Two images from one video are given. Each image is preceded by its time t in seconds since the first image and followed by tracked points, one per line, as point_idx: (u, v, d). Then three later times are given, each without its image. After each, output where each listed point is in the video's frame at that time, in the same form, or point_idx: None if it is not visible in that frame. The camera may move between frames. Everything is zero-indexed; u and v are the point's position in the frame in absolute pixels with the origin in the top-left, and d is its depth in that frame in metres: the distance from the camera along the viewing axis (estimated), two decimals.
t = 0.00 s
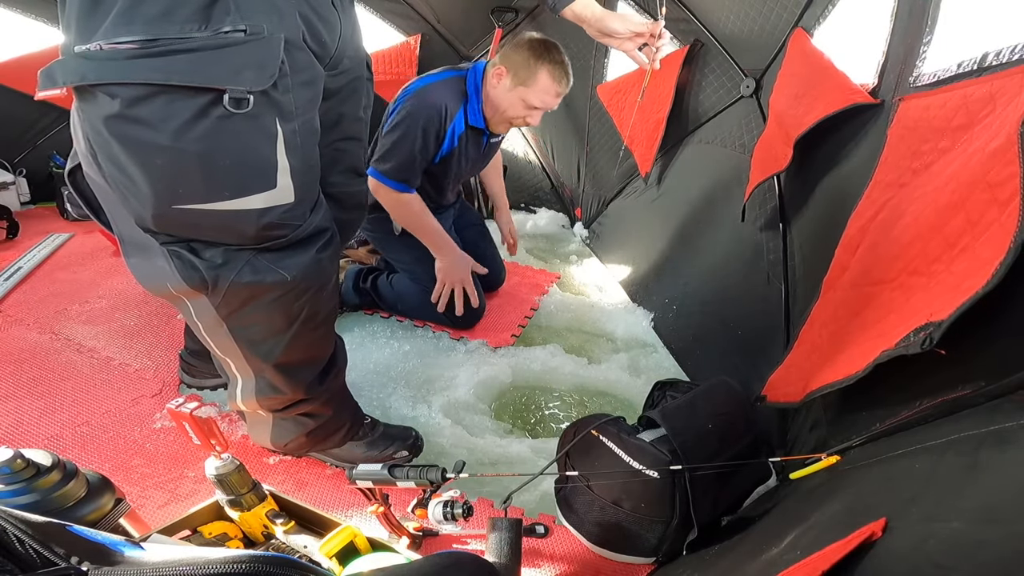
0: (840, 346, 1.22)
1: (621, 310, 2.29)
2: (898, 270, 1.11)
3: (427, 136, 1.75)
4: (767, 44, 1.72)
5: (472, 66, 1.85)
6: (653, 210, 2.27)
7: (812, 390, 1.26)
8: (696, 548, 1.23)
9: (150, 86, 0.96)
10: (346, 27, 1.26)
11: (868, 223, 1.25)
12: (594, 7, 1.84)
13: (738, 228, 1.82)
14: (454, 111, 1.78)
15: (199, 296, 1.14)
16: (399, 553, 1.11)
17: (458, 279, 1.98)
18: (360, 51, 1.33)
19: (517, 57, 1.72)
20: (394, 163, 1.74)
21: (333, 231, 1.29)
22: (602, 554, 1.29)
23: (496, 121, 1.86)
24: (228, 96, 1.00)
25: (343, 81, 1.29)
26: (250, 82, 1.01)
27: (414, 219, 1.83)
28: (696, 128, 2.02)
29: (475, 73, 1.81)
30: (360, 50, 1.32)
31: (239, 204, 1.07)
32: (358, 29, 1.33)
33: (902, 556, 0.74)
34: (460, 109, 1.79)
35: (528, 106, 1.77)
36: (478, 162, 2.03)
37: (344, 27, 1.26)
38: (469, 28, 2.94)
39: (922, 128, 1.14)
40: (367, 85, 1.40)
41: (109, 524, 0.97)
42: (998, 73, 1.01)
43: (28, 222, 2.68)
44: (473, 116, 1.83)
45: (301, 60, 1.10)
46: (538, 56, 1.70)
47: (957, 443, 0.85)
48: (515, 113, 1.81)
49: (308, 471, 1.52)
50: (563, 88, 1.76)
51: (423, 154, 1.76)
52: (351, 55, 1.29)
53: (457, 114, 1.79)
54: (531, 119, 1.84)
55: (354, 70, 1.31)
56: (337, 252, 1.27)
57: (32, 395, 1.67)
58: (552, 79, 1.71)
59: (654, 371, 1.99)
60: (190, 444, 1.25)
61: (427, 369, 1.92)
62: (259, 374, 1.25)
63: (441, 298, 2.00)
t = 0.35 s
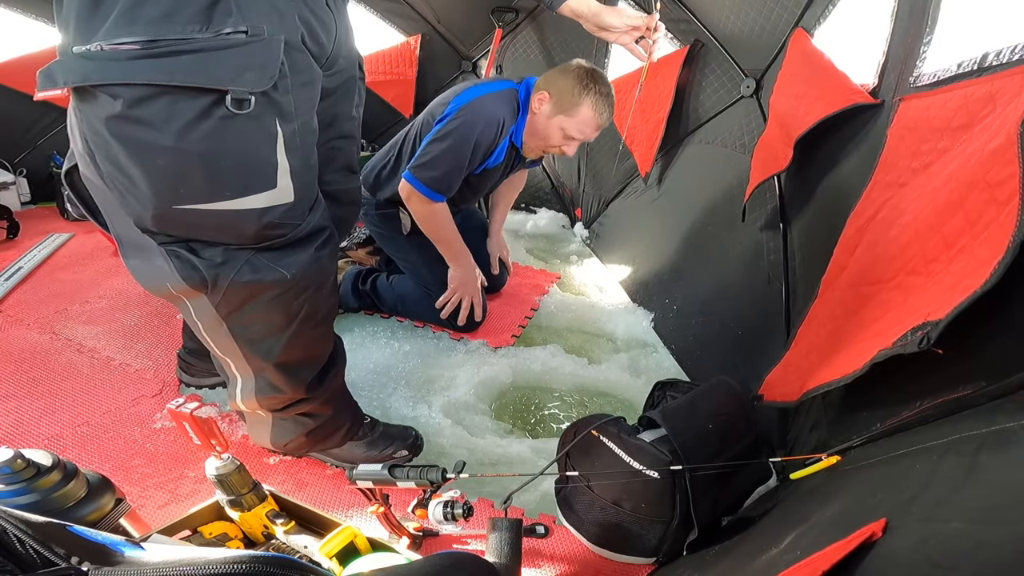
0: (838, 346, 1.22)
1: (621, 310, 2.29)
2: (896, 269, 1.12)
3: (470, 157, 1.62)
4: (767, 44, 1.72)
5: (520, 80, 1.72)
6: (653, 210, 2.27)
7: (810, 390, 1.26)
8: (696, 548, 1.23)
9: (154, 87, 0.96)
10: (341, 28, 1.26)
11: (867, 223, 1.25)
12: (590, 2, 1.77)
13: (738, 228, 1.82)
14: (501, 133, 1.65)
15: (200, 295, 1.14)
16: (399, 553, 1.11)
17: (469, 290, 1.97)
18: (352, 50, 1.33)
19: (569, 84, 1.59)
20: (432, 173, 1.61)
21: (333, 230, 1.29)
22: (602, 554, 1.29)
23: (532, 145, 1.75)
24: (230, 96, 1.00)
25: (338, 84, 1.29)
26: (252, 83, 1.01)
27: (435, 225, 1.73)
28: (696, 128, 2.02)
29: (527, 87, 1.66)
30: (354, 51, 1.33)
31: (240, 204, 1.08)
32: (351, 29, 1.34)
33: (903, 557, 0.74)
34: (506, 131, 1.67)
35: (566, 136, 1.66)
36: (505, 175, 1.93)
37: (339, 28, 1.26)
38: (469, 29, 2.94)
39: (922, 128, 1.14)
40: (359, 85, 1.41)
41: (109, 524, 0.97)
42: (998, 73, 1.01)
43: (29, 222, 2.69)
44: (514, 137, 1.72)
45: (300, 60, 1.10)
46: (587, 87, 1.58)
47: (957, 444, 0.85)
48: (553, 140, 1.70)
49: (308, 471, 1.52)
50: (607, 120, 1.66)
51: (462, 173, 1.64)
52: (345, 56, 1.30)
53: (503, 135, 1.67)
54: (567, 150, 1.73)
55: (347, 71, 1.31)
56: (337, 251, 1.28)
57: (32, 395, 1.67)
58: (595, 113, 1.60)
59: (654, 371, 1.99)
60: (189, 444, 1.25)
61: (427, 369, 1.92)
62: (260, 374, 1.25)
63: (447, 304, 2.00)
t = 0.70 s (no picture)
0: (841, 347, 1.22)
1: (621, 310, 2.28)
2: (899, 270, 1.12)
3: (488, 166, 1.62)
4: (767, 44, 1.72)
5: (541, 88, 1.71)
6: (653, 210, 2.27)
7: (812, 391, 1.25)
8: (696, 548, 1.23)
9: (154, 89, 0.96)
10: (341, 29, 1.26)
11: (868, 224, 1.25)
12: (590, 3, 1.77)
13: (739, 228, 1.82)
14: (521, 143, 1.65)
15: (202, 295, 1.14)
16: (399, 553, 1.11)
17: (472, 296, 1.98)
18: (350, 51, 1.32)
19: (594, 96, 1.58)
20: (447, 177, 1.59)
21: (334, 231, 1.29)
22: (602, 554, 1.29)
23: (548, 154, 1.75)
24: (231, 99, 1.00)
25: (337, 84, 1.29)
26: (253, 85, 1.01)
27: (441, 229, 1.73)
28: (696, 128, 2.02)
29: (549, 98, 1.66)
30: (352, 52, 1.32)
31: (244, 207, 1.08)
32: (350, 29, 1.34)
33: (903, 557, 0.74)
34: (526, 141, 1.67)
35: (583, 147, 1.66)
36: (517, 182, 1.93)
37: (339, 29, 1.26)
38: (469, 28, 2.94)
39: (922, 129, 1.14)
40: (358, 87, 1.41)
41: (109, 524, 0.97)
42: (997, 73, 1.01)
43: (29, 222, 2.68)
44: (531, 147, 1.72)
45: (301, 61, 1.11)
46: (609, 100, 1.58)
47: (957, 444, 0.85)
48: (569, 149, 1.70)
49: (308, 471, 1.52)
50: (624, 134, 1.66)
51: (477, 180, 1.64)
52: (344, 57, 1.29)
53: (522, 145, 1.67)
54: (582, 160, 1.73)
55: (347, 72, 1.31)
56: (340, 253, 1.28)
57: (32, 395, 1.67)
58: (615, 126, 1.61)
59: (654, 371, 1.99)
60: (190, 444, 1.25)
61: (427, 369, 1.92)
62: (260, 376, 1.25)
63: (451, 310, 2.01)
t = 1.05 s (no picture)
0: (842, 348, 1.22)
1: (621, 310, 2.28)
2: (900, 270, 1.12)
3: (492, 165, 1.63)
4: (767, 43, 1.72)
5: (542, 88, 1.71)
6: (653, 211, 2.27)
7: (814, 391, 1.25)
8: (696, 548, 1.23)
9: (155, 92, 0.96)
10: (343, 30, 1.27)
11: (869, 224, 1.25)
12: (596, 5, 1.77)
13: (739, 228, 1.82)
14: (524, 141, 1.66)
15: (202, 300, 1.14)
16: (399, 553, 1.11)
17: (473, 299, 1.99)
18: (353, 53, 1.33)
19: (598, 92, 1.59)
20: (450, 179, 1.60)
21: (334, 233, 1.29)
22: (603, 555, 1.29)
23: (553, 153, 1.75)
24: (234, 101, 1.00)
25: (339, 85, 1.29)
26: (256, 87, 1.00)
27: (443, 230, 1.72)
28: (697, 128, 2.02)
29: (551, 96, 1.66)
30: (352, 53, 1.33)
31: (245, 211, 1.08)
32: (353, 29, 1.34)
33: (903, 556, 0.74)
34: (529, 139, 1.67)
35: (590, 143, 1.66)
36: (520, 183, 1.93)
37: (342, 31, 1.26)
38: (469, 28, 2.94)
39: (922, 129, 1.14)
40: (360, 88, 1.41)
41: (109, 524, 0.97)
42: (997, 73, 1.01)
43: (29, 222, 2.68)
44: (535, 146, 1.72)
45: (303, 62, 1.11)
46: (613, 95, 1.59)
47: (957, 444, 0.85)
48: (574, 147, 1.70)
49: (308, 471, 1.52)
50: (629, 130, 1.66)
51: (482, 180, 1.64)
52: (346, 58, 1.30)
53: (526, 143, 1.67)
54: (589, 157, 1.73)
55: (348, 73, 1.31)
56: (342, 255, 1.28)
57: (32, 395, 1.67)
58: (620, 122, 1.62)
59: (654, 371, 1.99)
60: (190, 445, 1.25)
61: (427, 369, 1.92)
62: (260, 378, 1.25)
63: (452, 313, 2.02)
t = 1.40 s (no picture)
0: (840, 347, 1.22)
1: (621, 310, 2.28)
2: (898, 269, 1.12)
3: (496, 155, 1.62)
4: (767, 44, 1.72)
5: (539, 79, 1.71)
6: (653, 211, 2.27)
7: (812, 389, 1.25)
8: (696, 548, 1.23)
9: (141, 93, 0.96)
10: (344, 30, 1.26)
11: (868, 223, 1.24)
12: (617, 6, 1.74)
13: (739, 228, 1.82)
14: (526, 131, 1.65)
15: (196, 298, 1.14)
16: (399, 553, 1.11)
17: (473, 300, 2.00)
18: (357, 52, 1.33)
19: (597, 74, 1.58)
20: (454, 175, 1.60)
21: (333, 233, 1.29)
22: (602, 555, 1.29)
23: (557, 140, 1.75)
24: (220, 102, 0.99)
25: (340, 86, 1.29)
26: (243, 88, 1.00)
27: (445, 229, 1.73)
28: (696, 128, 2.02)
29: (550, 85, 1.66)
30: (358, 53, 1.33)
31: (234, 211, 1.08)
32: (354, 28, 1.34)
33: (903, 556, 0.74)
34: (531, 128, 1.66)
35: (595, 124, 1.66)
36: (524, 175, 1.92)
37: (343, 30, 1.26)
38: (469, 28, 2.94)
39: (922, 129, 1.14)
40: (364, 89, 1.41)
41: (109, 524, 0.97)
42: (997, 73, 1.01)
43: (28, 222, 2.68)
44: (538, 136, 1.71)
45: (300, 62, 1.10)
46: (614, 75, 1.58)
47: (957, 444, 0.85)
48: (580, 131, 1.69)
49: (308, 471, 1.52)
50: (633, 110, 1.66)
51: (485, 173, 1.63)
52: (350, 58, 1.30)
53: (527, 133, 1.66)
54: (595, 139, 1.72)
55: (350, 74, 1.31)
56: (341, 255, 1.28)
57: (32, 395, 1.67)
58: (623, 101, 1.61)
59: (654, 371, 1.99)
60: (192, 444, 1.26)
61: (427, 369, 1.92)
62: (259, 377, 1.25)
63: (453, 315, 2.03)
